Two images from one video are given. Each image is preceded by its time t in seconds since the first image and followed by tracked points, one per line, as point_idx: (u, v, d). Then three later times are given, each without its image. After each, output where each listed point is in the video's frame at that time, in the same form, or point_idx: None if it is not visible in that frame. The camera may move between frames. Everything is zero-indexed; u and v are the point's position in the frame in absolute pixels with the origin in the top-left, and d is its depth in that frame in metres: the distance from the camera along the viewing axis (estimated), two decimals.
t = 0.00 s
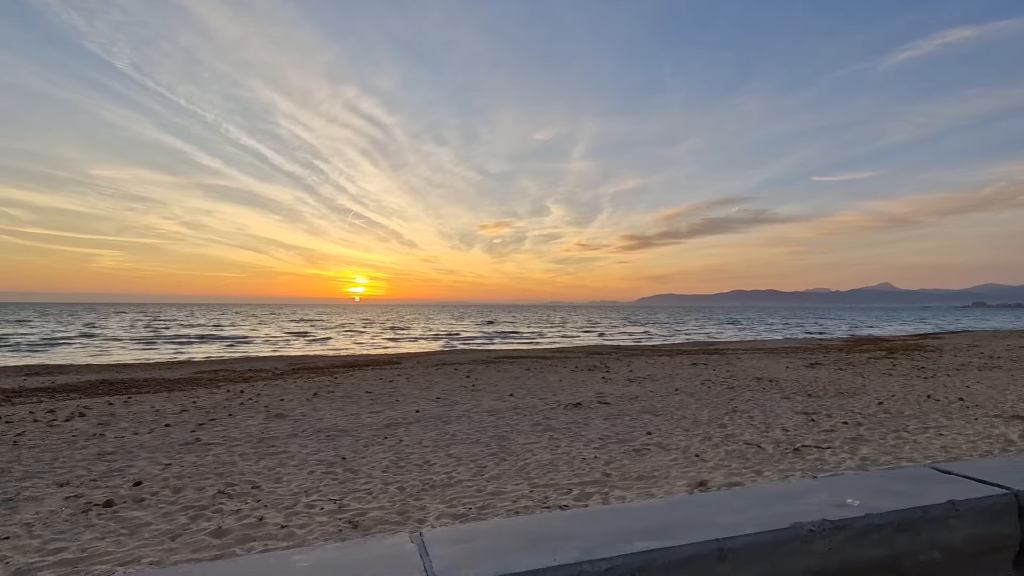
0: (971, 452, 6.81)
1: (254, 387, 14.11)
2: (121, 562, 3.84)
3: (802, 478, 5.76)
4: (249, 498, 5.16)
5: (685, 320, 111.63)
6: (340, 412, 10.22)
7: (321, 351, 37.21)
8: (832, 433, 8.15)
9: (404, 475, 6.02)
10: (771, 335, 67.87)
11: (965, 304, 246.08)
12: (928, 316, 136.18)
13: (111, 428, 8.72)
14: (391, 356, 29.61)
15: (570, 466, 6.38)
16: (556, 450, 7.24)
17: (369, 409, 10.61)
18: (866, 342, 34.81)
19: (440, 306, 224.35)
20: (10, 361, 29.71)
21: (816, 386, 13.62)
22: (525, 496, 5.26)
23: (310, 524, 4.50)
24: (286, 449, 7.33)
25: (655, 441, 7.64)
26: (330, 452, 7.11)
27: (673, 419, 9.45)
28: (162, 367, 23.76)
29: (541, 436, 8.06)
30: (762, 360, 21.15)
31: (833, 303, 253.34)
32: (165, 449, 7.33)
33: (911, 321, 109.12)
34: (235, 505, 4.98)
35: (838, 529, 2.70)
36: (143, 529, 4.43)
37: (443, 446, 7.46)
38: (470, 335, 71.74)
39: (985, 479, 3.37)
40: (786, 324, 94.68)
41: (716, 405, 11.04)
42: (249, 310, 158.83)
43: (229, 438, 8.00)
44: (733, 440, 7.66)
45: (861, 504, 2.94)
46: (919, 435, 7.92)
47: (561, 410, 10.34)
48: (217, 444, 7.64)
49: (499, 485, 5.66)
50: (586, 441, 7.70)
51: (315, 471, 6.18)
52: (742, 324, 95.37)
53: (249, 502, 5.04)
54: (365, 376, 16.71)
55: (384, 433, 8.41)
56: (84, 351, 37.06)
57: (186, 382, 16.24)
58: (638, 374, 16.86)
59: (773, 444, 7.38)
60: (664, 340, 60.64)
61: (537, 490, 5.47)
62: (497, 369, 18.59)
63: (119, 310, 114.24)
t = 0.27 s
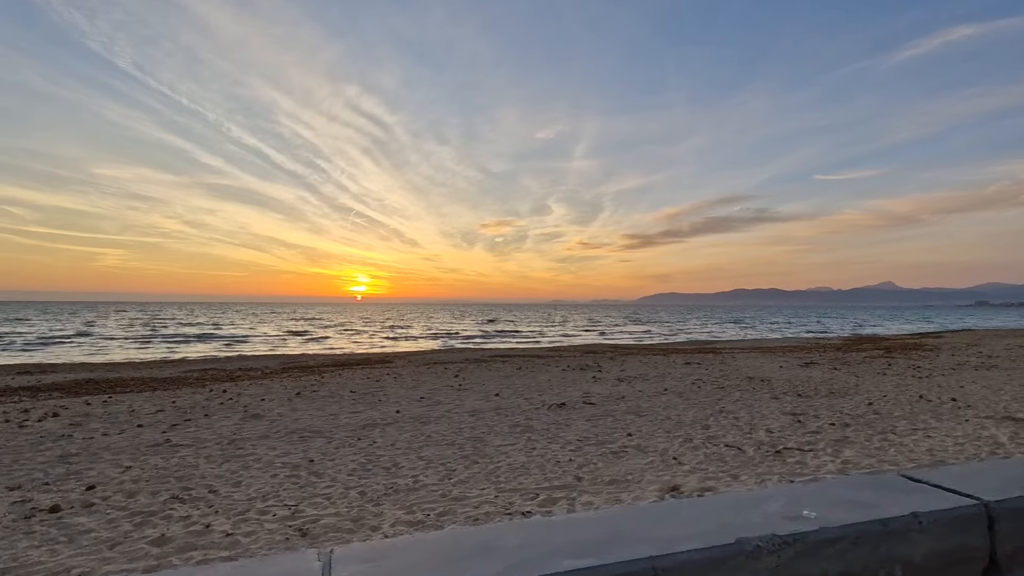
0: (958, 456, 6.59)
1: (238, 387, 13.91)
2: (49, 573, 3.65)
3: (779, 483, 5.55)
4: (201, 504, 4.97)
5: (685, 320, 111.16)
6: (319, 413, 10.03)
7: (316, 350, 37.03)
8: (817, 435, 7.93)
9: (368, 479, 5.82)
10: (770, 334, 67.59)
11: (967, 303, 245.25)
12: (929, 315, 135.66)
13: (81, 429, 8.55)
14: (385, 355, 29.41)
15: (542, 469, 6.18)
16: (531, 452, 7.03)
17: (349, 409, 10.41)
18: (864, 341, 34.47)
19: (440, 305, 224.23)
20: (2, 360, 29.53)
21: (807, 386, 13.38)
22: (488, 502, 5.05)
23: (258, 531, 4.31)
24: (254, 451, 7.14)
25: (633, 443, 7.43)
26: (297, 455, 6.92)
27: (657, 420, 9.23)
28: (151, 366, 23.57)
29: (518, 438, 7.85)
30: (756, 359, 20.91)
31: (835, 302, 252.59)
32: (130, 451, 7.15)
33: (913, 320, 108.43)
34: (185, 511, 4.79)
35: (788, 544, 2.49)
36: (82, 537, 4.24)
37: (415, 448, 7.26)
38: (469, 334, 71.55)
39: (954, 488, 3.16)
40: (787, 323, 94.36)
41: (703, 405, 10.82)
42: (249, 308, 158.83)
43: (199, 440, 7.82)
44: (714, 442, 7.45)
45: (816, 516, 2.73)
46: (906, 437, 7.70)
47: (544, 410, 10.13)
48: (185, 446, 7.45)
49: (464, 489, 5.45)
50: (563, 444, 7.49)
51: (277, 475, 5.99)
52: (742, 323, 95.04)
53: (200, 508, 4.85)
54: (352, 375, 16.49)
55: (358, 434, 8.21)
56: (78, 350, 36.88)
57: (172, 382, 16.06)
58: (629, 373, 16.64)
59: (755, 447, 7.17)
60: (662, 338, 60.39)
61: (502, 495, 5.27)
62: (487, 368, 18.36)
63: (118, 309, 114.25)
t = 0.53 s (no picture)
0: (941, 462, 6.40)
1: (223, 388, 13.79)
2: None
3: (752, 492, 5.39)
4: (151, 513, 4.82)
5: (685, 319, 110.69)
6: (297, 415, 9.86)
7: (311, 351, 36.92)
8: (799, 440, 7.75)
9: (331, 485, 5.65)
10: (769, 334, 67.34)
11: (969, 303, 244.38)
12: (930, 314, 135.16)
13: (53, 432, 8.42)
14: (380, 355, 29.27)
15: (512, 476, 6.01)
16: (504, 457, 6.87)
17: (329, 411, 10.26)
18: (862, 342, 34.20)
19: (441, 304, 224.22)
20: None
21: (797, 388, 13.20)
22: (449, 511, 4.88)
23: (202, 543, 4.16)
24: (221, 456, 6.98)
25: (611, 448, 7.25)
26: (265, 459, 6.76)
27: (639, 423, 9.06)
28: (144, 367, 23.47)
29: (493, 442, 7.69)
30: (751, 360, 20.73)
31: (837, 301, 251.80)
32: (96, 455, 7.01)
33: (914, 320, 108.02)
34: (133, 520, 4.64)
35: (725, 567, 2.34)
36: (21, 549, 4.10)
37: (387, 453, 7.09)
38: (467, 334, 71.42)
39: (914, 503, 3.00)
40: (786, 323, 94.13)
41: (689, 408, 10.65)
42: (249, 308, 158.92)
43: (169, 444, 7.67)
44: (694, 447, 7.27)
45: (762, 536, 2.57)
46: (891, 442, 7.51)
47: (526, 413, 9.97)
48: (153, 450, 7.30)
49: (427, 497, 5.29)
50: (539, 448, 7.32)
51: (239, 481, 5.83)
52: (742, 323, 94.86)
53: (149, 517, 4.70)
54: (340, 376, 16.33)
55: (332, 437, 8.05)
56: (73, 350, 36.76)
57: (159, 382, 15.95)
58: (620, 374, 16.47)
59: (734, 452, 7.00)
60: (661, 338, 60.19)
61: (465, 503, 5.10)
62: (477, 369, 18.19)
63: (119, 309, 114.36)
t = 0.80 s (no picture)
0: (921, 465, 6.24)
1: (207, 388, 13.64)
2: None
3: (722, 494, 5.24)
4: (99, 516, 4.67)
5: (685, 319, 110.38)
6: (275, 415, 9.72)
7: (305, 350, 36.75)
8: (780, 441, 7.59)
9: (291, 488, 5.51)
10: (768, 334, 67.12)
11: (970, 303, 243.84)
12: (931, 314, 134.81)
13: (23, 432, 8.28)
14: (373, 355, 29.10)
15: (479, 477, 5.86)
16: (476, 458, 6.71)
17: (307, 411, 10.11)
18: (859, 342, 33.98)
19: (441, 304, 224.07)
20: None
21: (787, 388, 13.03)
22: (407, 514, 4.74)
23: (143, 547, 4.02)
24: (187, 457, 6.84)
25: (586, 449, 7.10)
26: (230, 460, 6.61)
27: (620, 423, 8.90)
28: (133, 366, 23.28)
29: (467, 443, 7.53)
30: (744, 360, 20.56)
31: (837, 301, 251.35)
32: (59, 456, 6.86)
33: (914, 320, 107.70)
34: (79, 524, 4.50)
35: None
36: None
37: (357, 453, 6.95)
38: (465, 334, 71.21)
39: (868, 509, 2.85)
40: (786, 323, 93.87)
41: (674, 408, 10.49)
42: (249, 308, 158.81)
43: (137, 444, 7.53)
44: (671, 448, 7.12)
45: (697, 544, 2.43)
46: (873, 444, 7.35)
47: (506, 413, 9.81)
48: (119, 450, 7.15)
49: (387, 500, 5.13)
50: (513, 449, 7.17)
51: (198, 483, 5.68)
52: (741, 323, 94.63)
53: (95, 520, 4.56)
54: (327, 376, 16.18)
55: (305, 437, 7.90)
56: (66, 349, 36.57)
57: (144, 382, 15.79)
58: (610, 374, 16.31)
59: (710, 453, 6.84)
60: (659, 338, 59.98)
61: (425, 506, 4.96)
62: (467, 369, 18.03)
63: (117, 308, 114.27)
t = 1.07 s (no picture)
0: (903, 470, 6.08)
1: (191, 389, 13.52)
2: None
3: (694, 502, 5.10)
4: (49, 524, 4.54)
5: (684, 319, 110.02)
6: (253, 417, 9.59)
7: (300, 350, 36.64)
8: (762, 444, 7.45)
9: (253, 494, 5.37)
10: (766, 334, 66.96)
11: (971, 303, 243.37)
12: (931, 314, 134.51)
13: None
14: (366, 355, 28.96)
15: (448, 483, 5.72)
16: (449, 463, 6.58)
17: (288, 413, 9.98)
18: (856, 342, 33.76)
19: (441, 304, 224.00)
20: None
21: (776, 389, 12.88)
22: (366, 522, 4.61)
23: (86, 558, 3.89)
24: (154, 461, 6.71)
25: (562, 453, 6.96)
26: (198, 465, 6.48)
27: (602, 426, 8.75)
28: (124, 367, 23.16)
29: (442, 447, 7.39)
30: (737, 361, 20.42)
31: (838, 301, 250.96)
32: (25, 460, 6.74)
33: (914, 320, 107.44)
34: (27, 533, 4.37)
35: None
36: None
37: (328, 457, 6.82)
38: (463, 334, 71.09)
39: (822, 524, 2.71)
40: (785, 323, 93.70)
41: (659, 410, 10.35)
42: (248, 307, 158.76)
43: (108, 447, 7.40)
44: (650, 452, 6.98)
45: (631, 563, 2.30)
46: (856, 448, 7.20)
47: (489, 415, 9.67)
48: (87, 454, 7.02)
49: (348, 508, 4.99)
50: (488, 453, 7.03)
51: (159, 488, 5.55)
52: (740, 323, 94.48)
53: (44, 529, 4.43)
54: (314, 376, 16.04)
55: (279, 441, 7.77)
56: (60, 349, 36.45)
57: (131, 382, 15.66)
58: (600, 375, 16.17)
59: (689, 457, 6.70)
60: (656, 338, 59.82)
61: (387, 513, 4.82)
62: (457, 369, 17.90)
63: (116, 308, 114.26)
